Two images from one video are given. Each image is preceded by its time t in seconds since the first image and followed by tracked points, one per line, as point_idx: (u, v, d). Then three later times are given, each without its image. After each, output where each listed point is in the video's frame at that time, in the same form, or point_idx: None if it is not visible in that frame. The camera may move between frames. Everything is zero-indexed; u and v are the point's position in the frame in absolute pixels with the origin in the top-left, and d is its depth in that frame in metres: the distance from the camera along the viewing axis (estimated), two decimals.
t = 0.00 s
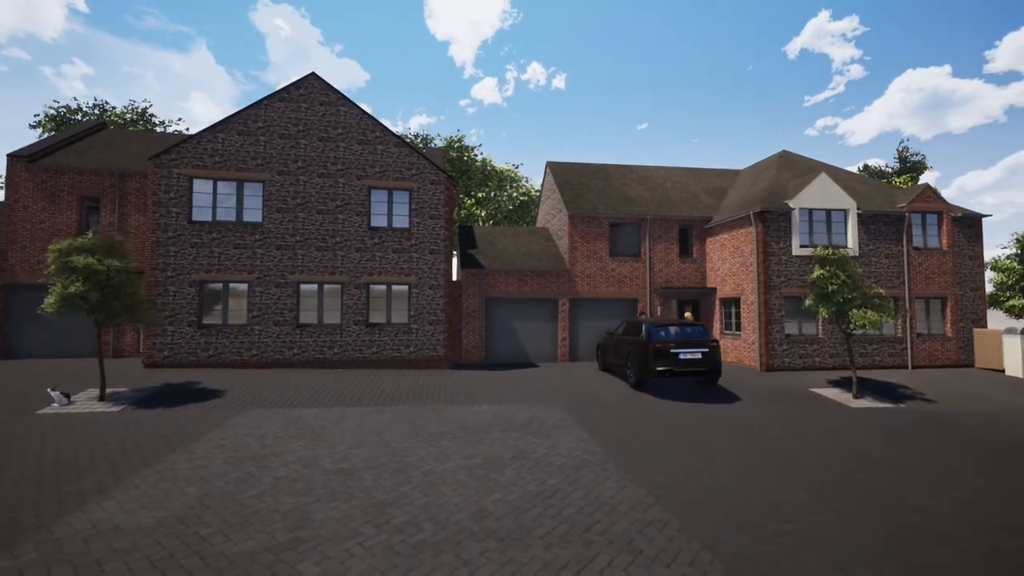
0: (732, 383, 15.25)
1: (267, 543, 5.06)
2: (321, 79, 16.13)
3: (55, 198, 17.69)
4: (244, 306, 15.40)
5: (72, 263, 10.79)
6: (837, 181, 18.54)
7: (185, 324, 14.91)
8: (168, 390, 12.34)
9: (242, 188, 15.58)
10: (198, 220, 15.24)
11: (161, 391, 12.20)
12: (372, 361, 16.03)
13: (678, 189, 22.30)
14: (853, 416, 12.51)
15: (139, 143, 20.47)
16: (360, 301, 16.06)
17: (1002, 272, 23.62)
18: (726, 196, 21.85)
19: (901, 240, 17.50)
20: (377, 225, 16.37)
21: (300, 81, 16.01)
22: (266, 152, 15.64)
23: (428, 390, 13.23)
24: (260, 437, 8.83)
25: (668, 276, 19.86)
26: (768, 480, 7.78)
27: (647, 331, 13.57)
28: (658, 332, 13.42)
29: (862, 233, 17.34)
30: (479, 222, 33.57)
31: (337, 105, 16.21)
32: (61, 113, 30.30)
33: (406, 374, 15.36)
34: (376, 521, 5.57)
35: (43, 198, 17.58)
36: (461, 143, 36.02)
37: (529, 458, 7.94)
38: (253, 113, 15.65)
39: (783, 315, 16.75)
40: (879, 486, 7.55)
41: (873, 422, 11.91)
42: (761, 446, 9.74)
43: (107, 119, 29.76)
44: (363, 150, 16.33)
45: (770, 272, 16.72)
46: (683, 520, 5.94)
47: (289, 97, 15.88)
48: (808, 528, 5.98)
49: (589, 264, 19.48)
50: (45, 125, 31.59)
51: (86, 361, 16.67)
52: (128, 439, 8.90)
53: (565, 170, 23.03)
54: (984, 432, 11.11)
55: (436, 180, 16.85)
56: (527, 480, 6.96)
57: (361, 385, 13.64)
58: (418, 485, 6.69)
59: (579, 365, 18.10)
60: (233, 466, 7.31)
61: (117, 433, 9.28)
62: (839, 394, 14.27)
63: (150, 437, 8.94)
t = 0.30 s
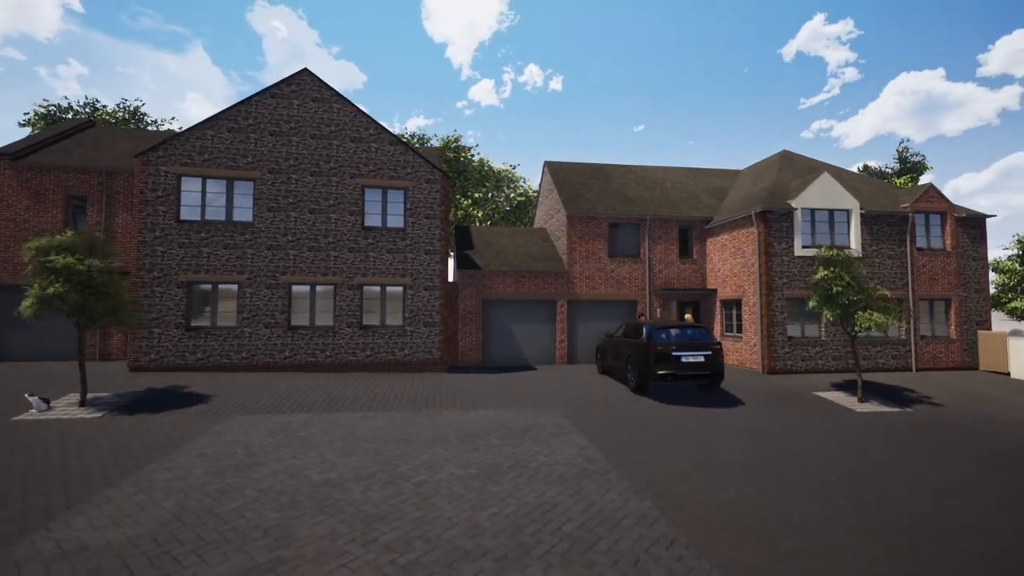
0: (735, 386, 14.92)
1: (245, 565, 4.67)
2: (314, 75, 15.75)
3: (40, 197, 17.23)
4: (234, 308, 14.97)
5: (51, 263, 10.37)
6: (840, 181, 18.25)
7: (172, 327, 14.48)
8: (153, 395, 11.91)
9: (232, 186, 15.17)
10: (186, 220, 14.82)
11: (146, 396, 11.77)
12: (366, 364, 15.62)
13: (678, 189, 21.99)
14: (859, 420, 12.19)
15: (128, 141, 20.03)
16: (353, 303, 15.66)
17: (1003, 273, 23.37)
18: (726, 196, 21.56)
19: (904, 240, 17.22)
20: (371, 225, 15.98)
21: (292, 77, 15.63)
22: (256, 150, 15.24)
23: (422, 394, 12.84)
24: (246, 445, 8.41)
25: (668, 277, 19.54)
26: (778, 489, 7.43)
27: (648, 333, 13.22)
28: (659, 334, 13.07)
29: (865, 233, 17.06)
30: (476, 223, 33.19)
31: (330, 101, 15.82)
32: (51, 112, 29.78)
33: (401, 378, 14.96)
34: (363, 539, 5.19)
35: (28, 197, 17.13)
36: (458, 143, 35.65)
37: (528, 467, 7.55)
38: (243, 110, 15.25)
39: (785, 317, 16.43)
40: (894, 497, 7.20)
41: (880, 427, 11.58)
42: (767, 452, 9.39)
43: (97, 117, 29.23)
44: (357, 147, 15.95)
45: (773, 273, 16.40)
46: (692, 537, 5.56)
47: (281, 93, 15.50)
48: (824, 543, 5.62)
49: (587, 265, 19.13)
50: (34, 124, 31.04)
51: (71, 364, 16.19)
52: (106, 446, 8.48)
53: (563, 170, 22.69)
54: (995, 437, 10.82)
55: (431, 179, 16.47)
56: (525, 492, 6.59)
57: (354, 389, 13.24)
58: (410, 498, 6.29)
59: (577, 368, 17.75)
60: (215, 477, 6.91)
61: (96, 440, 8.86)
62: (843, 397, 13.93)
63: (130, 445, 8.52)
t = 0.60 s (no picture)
0: (737, 389, 14.58)
1: None
2: (306, 71, 15.37)
3: (24, 195, 16.78)
4: (223, 310, 14.55)
5: (28, 262, 9.93)
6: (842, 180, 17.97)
7: (159, 329, 14.05)
8: (137, 399, 11.48)
9: (221, 185, 14.76)
10: (174, 219, 14.39)
11: (129, 401, 11.34)
12: (359, 368, 15.22)
13: (678, 189, 21.69)
14: (866, 425, 11.87)
15: (117, 138, 19.58)
16: (346, 304, 15.26)
17: (1005, 275, 23.13)
18: (726, 196, 21.27)
19: (908, 241, 16.95)
20: (364, 225, 15.60)
21: (284, 73, 15.25)
22: (247, 147, 14.84)
23: (417, 398, 12.46)
24: (229, 453, 7.99)
25: (668, 278, 19.21)
26: (789, 498, 7.08)
27: (648, 335, 12.88)
28: (660, 336, 12.72)
29: (869, 233, 16.78)
30: (473, 224, 32.83)
31: (323, 98, 15.44)
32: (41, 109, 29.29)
33: (395, 382, 14.56)
34: (348, 559, 4.80)
35: (12, 196, 16.68)
36: (455, 143, 35.31)
37: (526, 477, 7.16)
38: (234, 106, 14.84)
39: (787, 319, 16.11)
40: (911, 507, 6.82)
41: (888, 431, 11.23)
42: (775, 458, 9.03)
43: (87, 116, 28.72)
44: (350, 145, 15.57)
45: (775, 274, 16.09)
46: (702, 554, 5.19)
47: (272, 89, 15.11)
48: (843, 559, 5.26)
49: (586, 265, 18.79)
50: (23, 122, 30.54)
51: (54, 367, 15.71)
52: (82, 454, 8.06)
53: (561, 169, 22.37)
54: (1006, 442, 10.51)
55: (427, 178, 16.10)
56: (523, 504, 6.21)
57: (346, 393, 12.84)
58: (400, 512, 5.89)
59: (576, 371, 17.39)
60: (193, 489, 6.51)
61: (72, 447, 8.43)
62: (848, 401, 13.60)
63: (107, 453, 8.07)
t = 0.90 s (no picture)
0: (739, 393, 14.26)
1: None
2: (298, 67, 14.99)
3: (9, 193, 16.33)
4: (212, 311, 14.13)
5: (4, 261, 9.50)
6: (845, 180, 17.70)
7: (145, 331, 13.62)
8: (120, 405, 11.05)
9: (210, 182, 14.35)
10: (161, 218, 13.98)
11: (112, 406, 10.92)
12: (352, 371, 14.82)
13: (678, 189, 21.39)
14: (873, 429, 11.54)
15: (106, 136, 19.14)
16: (339, 305, 14.87)
17: (1007, 276, 22.88)
18: (727, 196, 20.98)
19: (912, 241, 16.68)
20: (358, 224, 15.22)
21: (276, 68, 14.87)
22: (237, 144, 14.45)
23: (412, 403, 12.07)
24: (212, 462, 7.59)
25: (668, 279, 18.89)
26: (800, 508, 6.72)
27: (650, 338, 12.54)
28: (662, 339, 12.39)
29: (872, 234, 16.49)
30: (470, 224, 32.44)
31: (315, 94, 15.07)
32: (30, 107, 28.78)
33: (389, 385, 14.17)
34: None
35: None
36: (452, 143, 34.94)
37: (524, 488, 6.78)
38: (223, 102, 14.45)
39: (790, 320, 15.81)
40: (931, 517, 6.46)
41: (896, 436, 10.92)
42: (782, 463, 8.69)
43: (78, 114, 28.29)
44: (344, 143, 15.19)
45: (777, 274, 15.78)
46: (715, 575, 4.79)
47: (264, 85, 14.72)
48: None
49: (585, 266, 18.45)
50: (12, 119, 30.02)
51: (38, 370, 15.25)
52: (57, 463, 7.65)
53: (559, 169, 22.04)
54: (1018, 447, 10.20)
55: (422, 176, 15.74)
56: (521, 519, 5.82)
57: (337, 397, 12.45)
58: (390, 527, 5.51)
59: (574, 374, 17.04)
60: (170, 502, 6.11)
61: (48, 455, 8.01)
62: (854, 405, 13.27)
63: (83, 462, 7.66)
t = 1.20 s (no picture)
0: (742, 397, 13.92)
1: None
2: (290, 62, 14.60)
3: None
4: (200, 313, 13.71)
5: None
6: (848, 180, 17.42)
7: (130, 333, 13.19)
8: (102, 410, 10.62)
9: (199, 180, 13.94)
10: (148, 216, 13.56)
11: (92, 412, 10.48)
12: (345, 374, 14.42)
13: (678, 189, 21.09)
14: (881, 433, 11.23)
15: (94, 134, 18.69)
16: (331, 307, 14.47)
17: (1010, 278, 22.67)
18: (727, 196, 20.68)
19: (916, 242, 16.40)
20: (351, 223, 14.83)
21: (267, 64, 14.47)
22: (226, 141, 14.05)
23: (405, 408, 11.68)
24: (193, 473, 7.18)
25: (668, 281, 18.57)
26: (815, 518, 6.35)
27: (652, 340, 12.20)
28: (664, 342, 12.04)
29: (876, 234, 16.20)
30: (467, 225, 32.07)
31: (308, 90, 14.67)
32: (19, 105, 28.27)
33: (382, 389, 13.78)
34: None
35: None
36: (448, 143, 34.60)
37: (522, 501, 6.40)
38: (212, 97, 14.05)
39: (793, 322, 15.49)
40: (952, 528, 6.11)
41: (906, 441, 10.59)
42: (792, 471, 8.32)
43: (68, 111, 27.83)
44: (337, 140, 14.80)
45: (780, 275, 15.48)
46: None
47: (254, 80, 14.33)
48: None
49: (583, 267, 18.10)
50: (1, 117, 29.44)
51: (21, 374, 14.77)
52: (28, 473, 7.23)
53: (557, 169, 21.71)
54: None
55: (417, 175, 15.36)
56: (520, 536, 5.43)
57: (329, 402, 12.05)
58: (379, 546, 5.12)
59: (573, 377, 16.68)
60: (144, 518, 5.70)
61: (20, 464, 7.59)
62: (859, 409, 12.94)
63: (55, 472, 7.25)
